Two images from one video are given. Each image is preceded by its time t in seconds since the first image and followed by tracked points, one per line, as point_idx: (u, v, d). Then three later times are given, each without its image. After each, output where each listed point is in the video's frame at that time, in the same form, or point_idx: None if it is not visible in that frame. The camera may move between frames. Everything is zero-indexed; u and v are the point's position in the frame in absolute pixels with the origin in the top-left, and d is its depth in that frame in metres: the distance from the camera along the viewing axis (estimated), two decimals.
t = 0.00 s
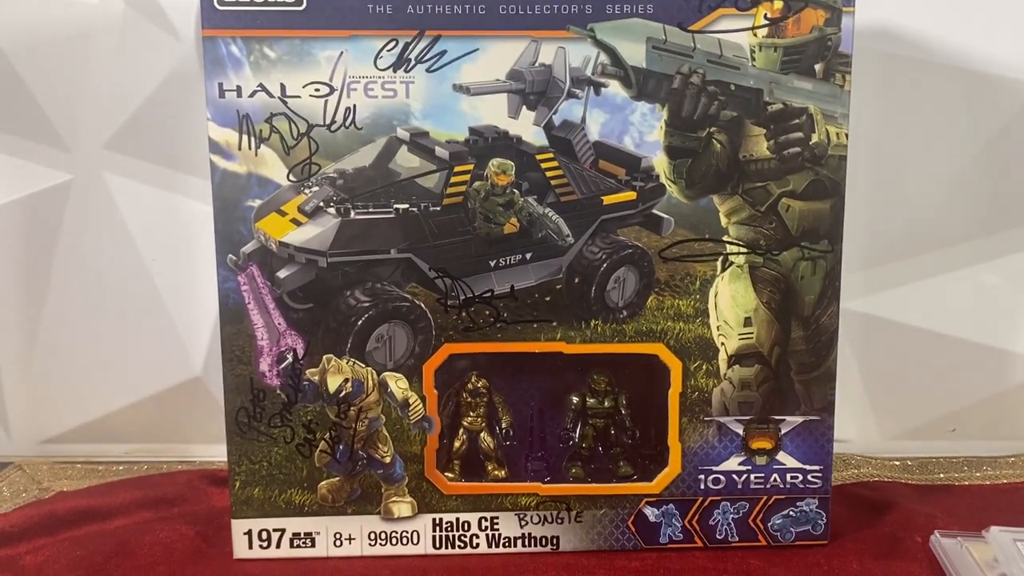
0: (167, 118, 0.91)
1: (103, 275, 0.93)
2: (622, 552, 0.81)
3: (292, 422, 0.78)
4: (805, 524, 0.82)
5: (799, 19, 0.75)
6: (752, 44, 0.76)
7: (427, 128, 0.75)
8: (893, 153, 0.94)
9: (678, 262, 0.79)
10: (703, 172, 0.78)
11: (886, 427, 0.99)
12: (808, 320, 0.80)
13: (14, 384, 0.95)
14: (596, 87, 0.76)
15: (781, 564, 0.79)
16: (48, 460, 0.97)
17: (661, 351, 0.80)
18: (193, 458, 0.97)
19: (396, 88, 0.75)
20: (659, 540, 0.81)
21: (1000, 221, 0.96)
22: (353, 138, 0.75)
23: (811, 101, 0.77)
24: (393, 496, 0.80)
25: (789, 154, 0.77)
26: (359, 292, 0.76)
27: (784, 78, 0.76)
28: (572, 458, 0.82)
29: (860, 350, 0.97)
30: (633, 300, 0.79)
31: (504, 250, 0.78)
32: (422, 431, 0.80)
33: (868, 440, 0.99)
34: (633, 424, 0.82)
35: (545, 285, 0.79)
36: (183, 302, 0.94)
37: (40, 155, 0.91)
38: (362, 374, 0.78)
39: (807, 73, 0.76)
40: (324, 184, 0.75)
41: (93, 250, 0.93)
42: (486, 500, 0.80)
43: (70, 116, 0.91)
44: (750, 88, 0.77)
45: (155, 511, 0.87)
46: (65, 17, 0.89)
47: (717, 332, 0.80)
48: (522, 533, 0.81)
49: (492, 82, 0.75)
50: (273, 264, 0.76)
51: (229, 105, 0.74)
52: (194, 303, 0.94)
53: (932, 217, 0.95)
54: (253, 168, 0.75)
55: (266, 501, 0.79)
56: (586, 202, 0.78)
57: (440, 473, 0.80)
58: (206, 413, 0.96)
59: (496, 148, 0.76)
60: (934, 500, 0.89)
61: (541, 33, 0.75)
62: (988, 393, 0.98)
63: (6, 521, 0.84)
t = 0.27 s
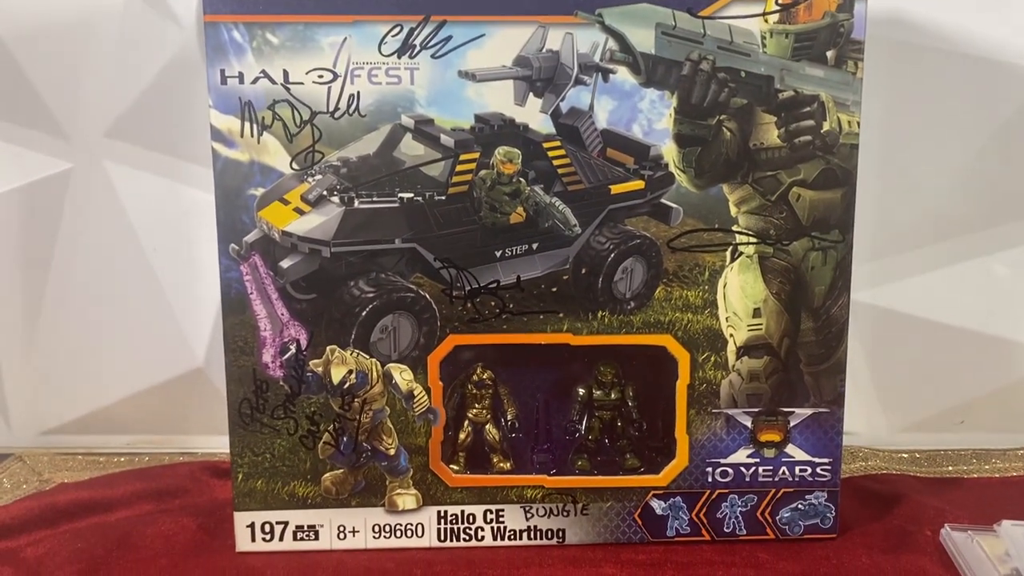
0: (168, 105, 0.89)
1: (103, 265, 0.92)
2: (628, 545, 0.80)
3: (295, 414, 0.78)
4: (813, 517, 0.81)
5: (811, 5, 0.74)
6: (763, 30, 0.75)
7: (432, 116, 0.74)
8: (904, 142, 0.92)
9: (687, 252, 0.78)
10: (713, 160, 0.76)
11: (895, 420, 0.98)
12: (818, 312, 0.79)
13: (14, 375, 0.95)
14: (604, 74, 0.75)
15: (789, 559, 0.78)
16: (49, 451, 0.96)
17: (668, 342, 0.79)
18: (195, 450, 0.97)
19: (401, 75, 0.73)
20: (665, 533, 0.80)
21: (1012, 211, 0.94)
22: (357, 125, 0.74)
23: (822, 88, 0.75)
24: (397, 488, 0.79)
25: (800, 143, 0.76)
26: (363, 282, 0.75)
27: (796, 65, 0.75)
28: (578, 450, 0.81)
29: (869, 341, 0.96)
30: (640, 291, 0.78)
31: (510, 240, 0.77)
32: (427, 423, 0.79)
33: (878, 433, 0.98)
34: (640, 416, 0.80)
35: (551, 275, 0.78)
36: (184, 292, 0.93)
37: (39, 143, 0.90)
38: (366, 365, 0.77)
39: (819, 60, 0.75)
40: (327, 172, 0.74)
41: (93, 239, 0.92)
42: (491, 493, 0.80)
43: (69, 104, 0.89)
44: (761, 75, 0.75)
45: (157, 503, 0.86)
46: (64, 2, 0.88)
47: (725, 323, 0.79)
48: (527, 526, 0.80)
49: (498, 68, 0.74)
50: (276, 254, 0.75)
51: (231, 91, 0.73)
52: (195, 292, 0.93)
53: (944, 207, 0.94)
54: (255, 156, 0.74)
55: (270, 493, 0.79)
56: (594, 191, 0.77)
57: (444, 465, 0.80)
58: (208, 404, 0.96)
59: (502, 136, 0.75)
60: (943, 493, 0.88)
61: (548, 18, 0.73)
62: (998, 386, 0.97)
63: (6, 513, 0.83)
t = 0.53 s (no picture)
0: (168, 99, 0.89)
1: (104, 259, 0.92)
2: (628, 539, 0.80)
3: (295, 408, 0.78)
4: (813, 512, 0.81)
5: None
6: (765, 24, 0.74)
7: (433, 110, 0.74)
8: (905, 137, 0.92)
9: (688, 247, 0.78)
10: (714, 155, 0.76)
11: (895, 415, 0.98)
12: (819, 307, 0.79)
13: (14, 368, 0.95)
14: (605, 68, 0.74)
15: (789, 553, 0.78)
16: (49, 445, 0.96)
17: (669, 337, 0.79)
18: (195, 444, 0.97)
19: (401, 68, 0.73)
20: (665, 527, 0.80)
21: (1013, 206, 0.94)
22: (357, 119, 0.74)
23: (824, 82, 0.75)
24: (397, 482, 0.79)
25: (801, 137, 0.76)
26: (363, 277, 0.75)
27: (797, 60, 0.75)
28: (578, 444, 0.81)
29: (869, 336, 0.96)
30: (641, 286, 0.78)
31: (511, 235, 0.77)
32: (427, 417, 0.79)
33: (878, 428, 0.98)
34: (639, 411, 0.80)
35: (552, 269, 0.77)
36: (184, 286, 0.93)
37: (38, 136, 0.90)
38: (366, 359, 0.77)
39: (821, 54, 0.75)
40: (327, 166, 0.74)
41: (93, 233, 0.92)
42: (491, 487, 0.80)
43: (69, 97, 0.89)
44: (762, 69, 0.75)
45: (157, 497, 0.86)
46: None
47: (726, 317, 0.79)
48: (527, 520, 0.80)
49: (499, 62, 0.73)
50: (276, 248, 0.75)
51: (231, 85, 0.73)
52: (195, 287, 0.93)
53: (945, 202, 0.94)
54: (255, 150, 0.74)
55: (270, 487, 0.79)
56: (595, 186, 0.77)
57: (445, 459, 0.80)
58: (208, 398, 0.96)
59: (502, 131, 0.75)
60: (943, 488, 0.88)
61: (549, 12, 0.73)
62: (998, 380, 0.97)
63: (7, 506, 0.83)
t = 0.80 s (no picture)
0: (168, 95, 0.89)
1: (104, 254, 0.92)
2: (627, 535, 0.80)
3: (295, 403, 0.78)
4: (813, 508, 0.81)
5: None
6: (766, 20, 0.74)
7: (433, 106, 0.74)
8: (906, 133, 0.92)
9: (688, 243, 0.78)
10: (714, 151, 0.76)
11: (895, 412, 0.98)
12: (819, 303, 0.79)
13: (14, 363, 0.95)
14: (606, 64, 0.74)
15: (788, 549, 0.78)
16: (50, 440, 0.96)
17: (668, 333, 0.79)
18: (196, 439, 0.97)
19: (402, 64, 0.73)
20: (665, 523, 0.81)
21: (1014, 203, 0.94)
22: (357, 115, 0.74)
23: (824, 79, 0.75)
24: (397, 478, 0.79)
25: (802, 133, 0.76)
26: (363, 273, 0.75)
27: (798, 56, 0.75)
28: (578, 440, 0.81)
29: (869, 333, 0.96)
30: (641, 282, 0.78)
31: (511, 231, 0.77)
32: (427, 413, 0.79)
33: (878, 424, 0.98)
34: (640, 407, 0.80)
35: (552, 266, 0.78)
36: (184, 282, 0.93)
37: (39, 131, 0.90)
38: (366, 355, 0.77)
39: (822, 50, 0.75)
40: (327, 162, 0.74)
41: (94, 228, 0.92)
42: (491, 482, 0.80)
43: (69, 92, 0.89)
44: (762, 66, 0.75)
45: (158, 493, 0.86)
46: None
47: (726, 314, 0.79)
48: (527, 516, 0.80)
49: (499, 58, 0.73)
50: (276, 243, 0.75)
51: (232, 81, 0.73)
52: (196, 282, 0.93)
53: (945, 199, 0.94)
54: (255, 146, 0.74)
55: (270, 483, 0.79)
56: (595, 182, 0.77)
57: (445, 455, 0.80)
58: (208, 394, 0.96)
59: (503, 126, 0.75)
60: (942, 485, 0.89)
61: (550, 8, 0.73)
62: (998, 378, 0.97)
63: (7, 502, 0.83)
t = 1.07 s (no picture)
0: (168, 92, 0.89)
1: (104, 251, 0.92)
2: (627, 532, 0.80)
3: (295, 400, 0.78)
4: (812, 505, 0.81)
5: None
6: (767, 17, 0.74)
7: (433, 102, 0.74)
8: (906, 130, 0.92)
9: (688, 240, 0.78)
10: (714, 148, 0.76)
11: (894, 409, 0.98)
12: (819, 301, 0.79)
13: (14, 360, 0.95)
14: (606, 61, 0.74)
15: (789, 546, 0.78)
16: (50, 437, 0.96)
17: (668, 330, 0.79)
18: (196, 436, 0.97)
19: (402, 61, 0.73)
20: (664, 520, 0.81)
21: (1014, 200, 0.94)
22: (357, 112, 0.74)
23: (824, 76, 0.75)
24: (397, 475, 0.79)
25: (802, 131, 0.76)
26: (363, 269, 0.75)
27: (799, 53, 0.75)
28: (578, 437, 0.81)
29: (869, 330, 0.96)
30: (641, 279, 0.78)
31: (511, 228, 0.77)
32: (427, 410, 0.79)
33: (877, 422, 0.98)
34: (640, 405, 0.80)
35: (552, 263, 0.77)
36: (184, 279, 0.93)
37: (39, 128, 0.90)
38: (366, 352, 0.77)
39: (822, 47, 0.74)
40: (327, 159, 0.74)
41: (94, 225, 0.92)
42: (491, 479, 0.80)
43: (69, 89, 0.89)
44: (763, 63, 0.75)
45: (158, 489, 0.86)
46: None
47: (726, 311, 0.79)
48: (527, 513, 0.80)
49: (500, 54, 0.73)
50: (276, 240, 0.75)
51: (232, 77, 0.73)
52: (196, 279, 0.93)
53: (945, 196, 0.94)
54: (255, 142, 0.74)
55: (270, 479, 0.79)
56: (595, 179, 0.77)
57: (445, 452, 0.80)
58: (208, 390, 0.96)
59: (503, 123, 0.75)
60: (942, 482, 0.89)
61: (550, 5, 0.73)
62: (998, 375, 0.97)
63: (7, 498, 0.83)
